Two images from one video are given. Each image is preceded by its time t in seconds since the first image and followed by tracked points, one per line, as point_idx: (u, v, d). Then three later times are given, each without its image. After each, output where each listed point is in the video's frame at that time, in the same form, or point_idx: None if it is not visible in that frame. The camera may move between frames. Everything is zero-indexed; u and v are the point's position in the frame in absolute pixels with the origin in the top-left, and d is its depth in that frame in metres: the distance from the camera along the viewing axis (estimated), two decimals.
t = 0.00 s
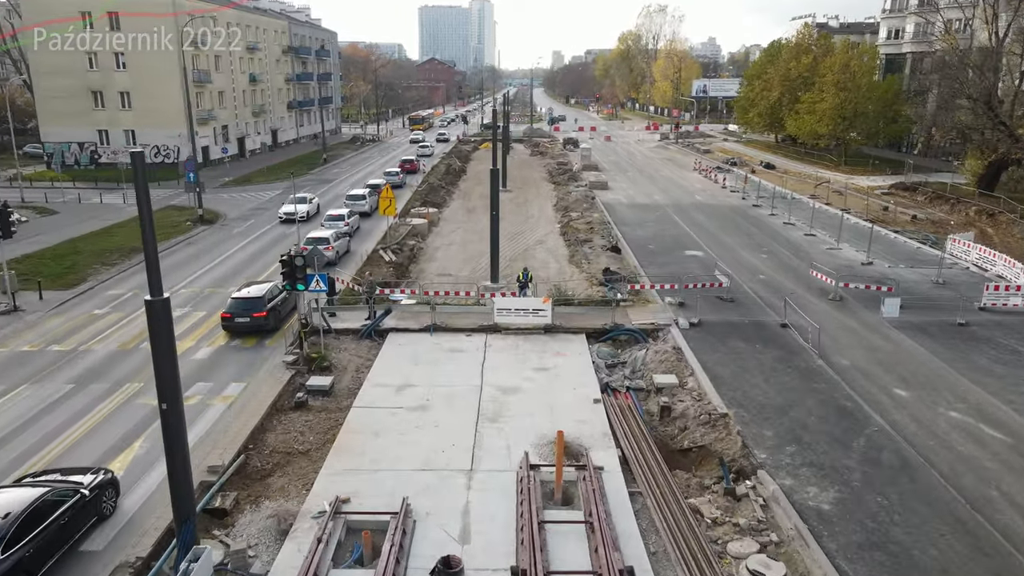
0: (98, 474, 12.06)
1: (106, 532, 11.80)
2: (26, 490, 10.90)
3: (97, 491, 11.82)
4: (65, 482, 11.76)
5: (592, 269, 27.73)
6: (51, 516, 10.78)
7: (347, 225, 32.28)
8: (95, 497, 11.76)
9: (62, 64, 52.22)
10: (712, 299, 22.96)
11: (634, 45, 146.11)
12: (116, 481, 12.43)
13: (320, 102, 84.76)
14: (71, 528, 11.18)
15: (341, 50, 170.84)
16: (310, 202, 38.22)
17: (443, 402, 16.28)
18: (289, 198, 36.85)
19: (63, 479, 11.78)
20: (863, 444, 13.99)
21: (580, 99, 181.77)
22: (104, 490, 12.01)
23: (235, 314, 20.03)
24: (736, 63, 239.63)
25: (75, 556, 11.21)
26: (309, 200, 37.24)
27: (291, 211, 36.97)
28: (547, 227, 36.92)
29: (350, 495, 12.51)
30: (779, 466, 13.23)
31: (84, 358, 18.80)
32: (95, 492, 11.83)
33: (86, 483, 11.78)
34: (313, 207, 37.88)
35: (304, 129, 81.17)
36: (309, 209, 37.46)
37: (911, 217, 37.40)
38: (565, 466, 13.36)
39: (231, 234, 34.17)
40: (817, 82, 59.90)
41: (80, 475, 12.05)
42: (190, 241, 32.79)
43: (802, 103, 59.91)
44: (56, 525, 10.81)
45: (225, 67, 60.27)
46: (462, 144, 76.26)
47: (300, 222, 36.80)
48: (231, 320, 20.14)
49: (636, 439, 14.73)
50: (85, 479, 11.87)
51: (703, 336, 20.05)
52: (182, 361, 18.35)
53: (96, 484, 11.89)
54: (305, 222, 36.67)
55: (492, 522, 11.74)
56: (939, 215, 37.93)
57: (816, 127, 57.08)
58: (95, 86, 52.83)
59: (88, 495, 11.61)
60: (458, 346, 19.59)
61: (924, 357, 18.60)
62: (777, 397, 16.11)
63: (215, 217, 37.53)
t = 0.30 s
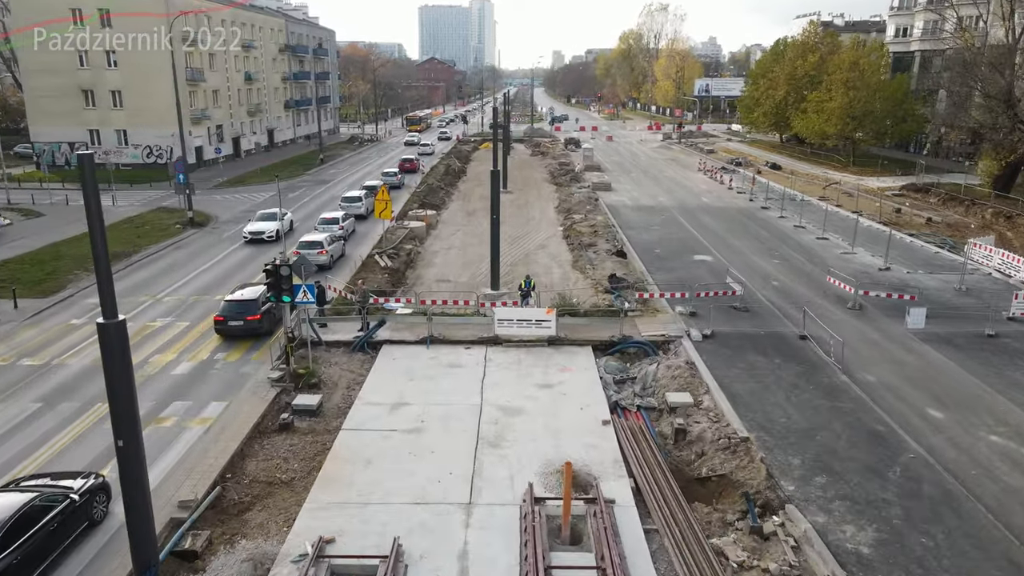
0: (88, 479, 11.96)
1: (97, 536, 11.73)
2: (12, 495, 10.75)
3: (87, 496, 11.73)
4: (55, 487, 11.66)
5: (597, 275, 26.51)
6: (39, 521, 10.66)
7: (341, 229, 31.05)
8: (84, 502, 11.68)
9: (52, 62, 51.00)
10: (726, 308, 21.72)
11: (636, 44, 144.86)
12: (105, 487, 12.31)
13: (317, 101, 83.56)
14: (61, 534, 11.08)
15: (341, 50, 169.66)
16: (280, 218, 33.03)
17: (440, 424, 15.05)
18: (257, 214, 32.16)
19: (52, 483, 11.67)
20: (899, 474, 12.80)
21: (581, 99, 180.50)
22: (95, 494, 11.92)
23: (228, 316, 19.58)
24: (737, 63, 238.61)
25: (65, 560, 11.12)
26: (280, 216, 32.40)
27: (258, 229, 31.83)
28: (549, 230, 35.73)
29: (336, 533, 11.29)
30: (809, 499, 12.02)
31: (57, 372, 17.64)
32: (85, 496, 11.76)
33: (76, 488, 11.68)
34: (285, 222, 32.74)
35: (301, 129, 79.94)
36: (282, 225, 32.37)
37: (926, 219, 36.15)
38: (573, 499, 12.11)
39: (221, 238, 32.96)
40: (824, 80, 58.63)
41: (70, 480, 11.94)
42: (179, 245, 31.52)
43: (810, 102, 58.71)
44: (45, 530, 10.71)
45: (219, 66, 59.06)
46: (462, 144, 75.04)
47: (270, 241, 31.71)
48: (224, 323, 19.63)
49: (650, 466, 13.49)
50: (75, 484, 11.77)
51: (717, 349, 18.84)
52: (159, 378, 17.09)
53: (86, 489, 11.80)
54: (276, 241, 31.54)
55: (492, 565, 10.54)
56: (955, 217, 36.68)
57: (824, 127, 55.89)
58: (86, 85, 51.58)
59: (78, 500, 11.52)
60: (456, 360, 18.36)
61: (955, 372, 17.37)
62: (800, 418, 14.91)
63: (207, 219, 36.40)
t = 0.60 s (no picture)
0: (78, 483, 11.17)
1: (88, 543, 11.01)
2: None
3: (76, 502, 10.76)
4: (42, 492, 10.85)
5: (603, 282, 25.27)
6: (27, 530, 9.68)
7: (336, 232, 29.79)
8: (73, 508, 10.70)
9: (43, 60, 49.87)
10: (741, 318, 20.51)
11: (637, 43, 143.63)
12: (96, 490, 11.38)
13: (315, 101, 82.32)
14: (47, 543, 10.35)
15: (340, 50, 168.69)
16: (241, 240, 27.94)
17: (436, 449, 13.80)
18: (211, 237, 27.00)
19: (39, 488, 10.76)
20: (945, 510, 11.57)
21: (582, 98, 179.49)
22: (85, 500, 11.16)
23: (221, 320, 19.00)
24: (738, 63, 237.68)
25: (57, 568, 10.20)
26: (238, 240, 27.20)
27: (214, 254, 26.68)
28: (552, 233, 34.51)
29: None
30: (848, 542, 10.78)
31: (25, 393, 16.25)
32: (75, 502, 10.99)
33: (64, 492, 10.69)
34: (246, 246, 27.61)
35: (298, 129, 78.74)
36: (240, 250, 27.07)
37: (941, 222, 34.95)
38: (585, 540, 10.82)
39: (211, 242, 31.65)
40: (832, 80, 57.43)
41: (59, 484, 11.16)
42: (166, 250, 30.16)
43: (818, 101, 57.54)
44: (33, 539, 9.74)
45: (214, 64, 57.79)
46: (462, 145, 73.84)
47: (226, 270, 26.36)
48: (216, 328, 19.00)
49: (668, 500, 12.23)
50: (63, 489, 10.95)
51: (734, 364, 17.61)
52: (132, 399, 15.75)
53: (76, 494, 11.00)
54: (233, 270, 26.41)
55: None
56: (971, 220, 35.48)
57: (832, 126, 54.72)
58: (76, 83, 50.32)
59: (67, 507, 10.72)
60: (455, 376, 17.13)
61: (991, 390, 16.14)
62: (830, 443, 13.68)
63: (198, 222, 35.20)
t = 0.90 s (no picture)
0: (65, 492, 10.71)
1: (80, 552, 10.60)
2: None
3: (64, 512, 10.51)
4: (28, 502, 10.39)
5: (610, 290, 24.03)
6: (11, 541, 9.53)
7: (330, 237, 28.53)
8: (62, 518, 10.47)
9: (34, 58, 48.75)
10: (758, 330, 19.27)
11: (639, 41, 142.10)
12: (86, 499, 11.09)
13: (312, 101, 81.13)
14: (34, 555, 9.97)
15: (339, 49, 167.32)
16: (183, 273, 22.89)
17: (433, 481, 12.55)
18: (145, 271, 21.95)
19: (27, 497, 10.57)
20: (999, 553, 10.37)
21: (583, 98, 178.08)
22: (73, 510, 10.71)
23: (211, 326, 18.31)
24: (739, 63, 236.26)
25: None
26: (178, 274, 22.13)
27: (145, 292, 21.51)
28: (555, 237, 33.31)
29: None
30: None
31: None
32: (63, 512, 10.56)
33: (52, 503, 10.46)
34: (188, 282, 22.54)
35: (296, 129, 77.51)
36: (181, 286, 22.08)
37: (959, 225, 33.71)
38: None
39: (199, 247, 30.36)
40: (841, 78, 56.17)
41: (46, 492, 10.68)
42: (152, 255, 28.86)
43: (826, 100, 56.24)
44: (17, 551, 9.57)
45: (208, 62, 56.58)
46: (462, 144, 72.58)
47: (162, 312, 21.28)
48: (207, 333, 18.28)
49: (690, 541, 10.97)
50: (50, 498, 10.49)
51: (754, 381, 16.38)
52: (102, 423, 14.46)
53: (63, 503, 10.55)
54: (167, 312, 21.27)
55: None
56: (989, 223, 34.24)
57: (841, 126, 53.45)
58: (66, 82, 49.12)
59: (54, 517, 10.30)
60: (453, 396, 15.88)
61: None
62: (865, 473, 12.45)
63: (189, 225, 34.06)
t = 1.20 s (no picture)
0: (51, 505, 10.26)
1: (70, 565, 10.18)
2: None
3: (52, 524, 10.06)
4: (14, 515, 9.99)
5: (619, 299, 22.83)
6: None
7: (325, 242, 27.31)
8: (50, 532, 10.04)
9: (23, 57, 47.51)
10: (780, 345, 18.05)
11: (640, 41, 140.64)
12: (75, 511, 10.64)
13: (310, 100, 79.91)
14: (22, 569, 9.57)
15: (338, 48, 166.03)
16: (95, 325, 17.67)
17: (431, 520, 11.29)
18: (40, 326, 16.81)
19: (14, 509, 10.18)
20: None
21: (584, 97, 176.73)
22: (61, 522, 10.25)
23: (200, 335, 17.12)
24: (740, 62, 234.90)
25: None
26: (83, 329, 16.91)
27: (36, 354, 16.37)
28: (559, 241, 32.10)
29: None
30: None
31: None
32: (51, 525, 10.11)
33: (39, 515, 10.04)
34: (97, 338, 17.33)
35: (293, 129, 76.29)
36: (87, 344, 16.88)
37: (979, 229, 32.44)
38: None
39: (189, 252, 29.15)
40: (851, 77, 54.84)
41: (32, 505, 10.25)
42: (139, 261, 27.61)
43: (835, 99, 54.93)
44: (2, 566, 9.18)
45: (202, 60, 55.35)
46: (463, 144, 71.40)
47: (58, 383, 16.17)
48: (195, 342, 17.11)
49: None
50: (36, 510, 10.06)
51: (780, 402, 15.14)
52: (69, 452, 13.21)
53: (51, 515, 10.11)
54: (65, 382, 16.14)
55: None
56: (1010, 227, 32.96)
57: (850, 125, 52.17)
58: (56, 80, 47.88)
59: (41, 530, 9.88)
60: (454, 419, 14.65)
61: None
62: (911, 511, 11.24)
63: (179, 228, 32.93)
